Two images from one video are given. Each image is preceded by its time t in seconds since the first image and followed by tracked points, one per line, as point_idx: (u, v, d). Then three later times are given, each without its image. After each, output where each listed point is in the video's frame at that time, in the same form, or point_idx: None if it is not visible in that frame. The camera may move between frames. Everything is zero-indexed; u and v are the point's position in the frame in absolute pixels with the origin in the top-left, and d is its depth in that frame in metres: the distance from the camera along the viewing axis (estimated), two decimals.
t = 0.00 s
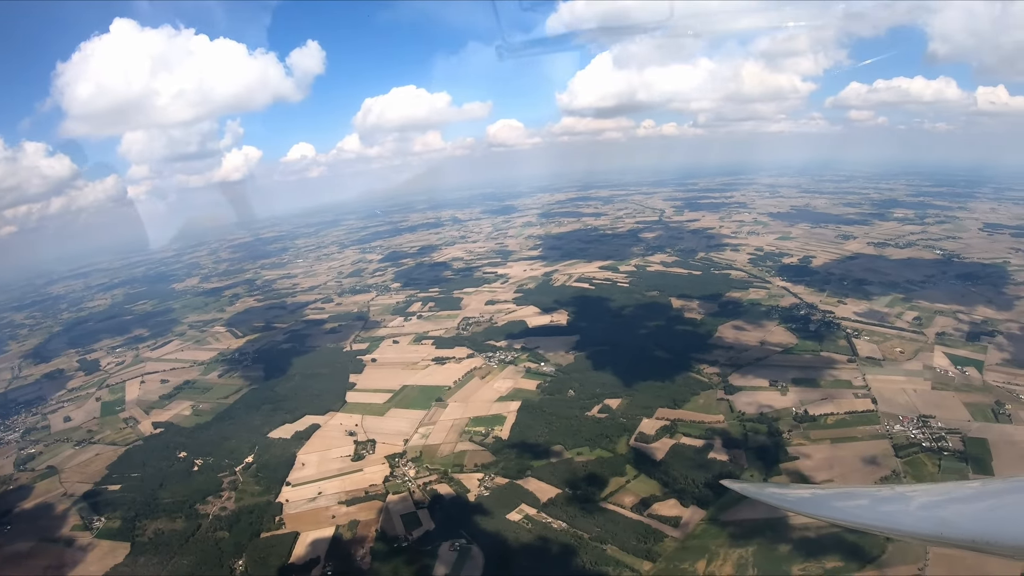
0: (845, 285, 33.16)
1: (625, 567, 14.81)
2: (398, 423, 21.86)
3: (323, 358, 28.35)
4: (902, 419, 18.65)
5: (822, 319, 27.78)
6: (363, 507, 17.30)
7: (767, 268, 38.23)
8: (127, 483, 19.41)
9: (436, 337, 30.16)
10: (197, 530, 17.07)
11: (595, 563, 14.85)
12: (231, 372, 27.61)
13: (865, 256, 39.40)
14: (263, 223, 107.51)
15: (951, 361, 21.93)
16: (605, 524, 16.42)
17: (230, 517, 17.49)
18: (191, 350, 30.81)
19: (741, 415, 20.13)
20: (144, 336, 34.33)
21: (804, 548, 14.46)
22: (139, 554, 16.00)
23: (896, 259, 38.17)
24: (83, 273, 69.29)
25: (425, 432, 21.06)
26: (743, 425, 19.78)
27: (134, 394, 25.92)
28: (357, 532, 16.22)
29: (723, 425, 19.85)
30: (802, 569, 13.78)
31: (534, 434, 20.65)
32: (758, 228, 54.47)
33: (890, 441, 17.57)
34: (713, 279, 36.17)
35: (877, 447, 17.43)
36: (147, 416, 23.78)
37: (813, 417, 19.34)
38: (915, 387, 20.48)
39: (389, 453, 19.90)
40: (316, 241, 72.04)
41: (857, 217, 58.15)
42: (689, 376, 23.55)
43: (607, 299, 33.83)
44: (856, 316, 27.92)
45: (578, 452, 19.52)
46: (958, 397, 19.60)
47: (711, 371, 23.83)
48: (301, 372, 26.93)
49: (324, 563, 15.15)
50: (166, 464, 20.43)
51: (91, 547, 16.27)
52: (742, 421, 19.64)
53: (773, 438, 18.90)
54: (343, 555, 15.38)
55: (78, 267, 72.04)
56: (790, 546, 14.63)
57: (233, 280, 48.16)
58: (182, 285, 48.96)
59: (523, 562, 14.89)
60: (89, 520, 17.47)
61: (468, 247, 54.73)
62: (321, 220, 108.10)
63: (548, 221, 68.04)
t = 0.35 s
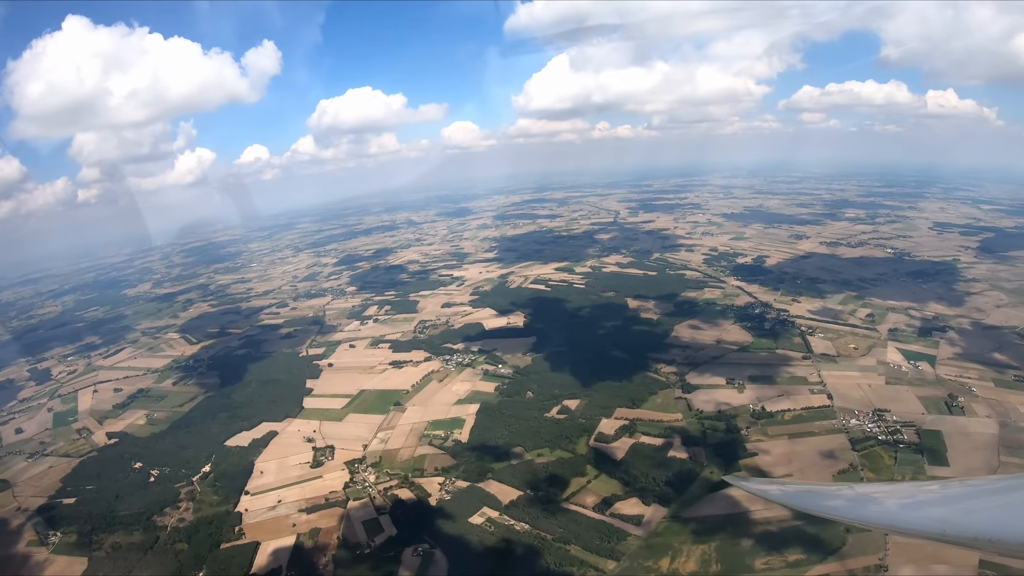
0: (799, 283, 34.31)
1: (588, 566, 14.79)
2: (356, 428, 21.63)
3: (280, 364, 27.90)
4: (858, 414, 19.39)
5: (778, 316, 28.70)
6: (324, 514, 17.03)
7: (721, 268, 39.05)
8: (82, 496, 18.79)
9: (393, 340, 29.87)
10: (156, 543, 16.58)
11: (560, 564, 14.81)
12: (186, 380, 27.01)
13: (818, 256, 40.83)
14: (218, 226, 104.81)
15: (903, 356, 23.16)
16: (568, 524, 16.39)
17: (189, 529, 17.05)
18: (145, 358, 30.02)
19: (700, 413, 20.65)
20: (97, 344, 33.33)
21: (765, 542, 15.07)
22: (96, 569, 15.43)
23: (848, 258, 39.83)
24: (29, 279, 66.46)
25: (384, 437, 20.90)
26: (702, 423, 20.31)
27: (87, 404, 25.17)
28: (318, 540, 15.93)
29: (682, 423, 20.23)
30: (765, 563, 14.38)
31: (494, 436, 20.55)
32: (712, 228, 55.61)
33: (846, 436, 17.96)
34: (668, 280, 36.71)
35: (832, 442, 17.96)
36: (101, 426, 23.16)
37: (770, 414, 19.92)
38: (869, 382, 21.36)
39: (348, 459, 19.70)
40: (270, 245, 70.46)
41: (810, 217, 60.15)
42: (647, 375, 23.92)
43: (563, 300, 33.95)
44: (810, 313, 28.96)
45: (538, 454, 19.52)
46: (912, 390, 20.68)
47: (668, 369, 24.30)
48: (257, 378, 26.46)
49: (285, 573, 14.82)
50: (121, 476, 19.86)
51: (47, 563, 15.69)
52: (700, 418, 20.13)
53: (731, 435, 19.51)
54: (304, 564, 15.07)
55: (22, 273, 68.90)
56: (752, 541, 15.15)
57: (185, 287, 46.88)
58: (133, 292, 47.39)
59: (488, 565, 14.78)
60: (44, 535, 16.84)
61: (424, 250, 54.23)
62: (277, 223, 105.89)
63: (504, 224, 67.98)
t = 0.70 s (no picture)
0: (749, 286, 35.71)
1: (547, 570, 14.80)
2: (310, 436, 21.43)
3: (231, 372, 27.40)
4: (810, 412, 20.06)
5: (728, 319, 29.87)
6: (280, 526, 16.73)
7: (672, 272, 40.02)
8: (31, 512, 18.12)
9: (345, 347, 29.51)
10: (108, 559, 16.00)
11: (519, 569, 14.79)
12: (135, 390, 26.36)
13: (766, 259, 42.56)
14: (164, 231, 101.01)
15: (854, 355, 24.51)
16: (526, 529, 16.41)
17: (142, 543, 16.54)
18: (93, 368, 29.10)
19: (653, 416, 21.33)
20: (42, 353, 32.11)
21: (721, 539, 15.72)
22: None
23: (795, 261, 41.79)
24: None
25: (338, 445, 20.74)
26: (655, 424, 20.90)
27: (32, 417, 24.26)
28: (274, 552, 15.61)
29: (637, 425, 20.94)
30: (723, 561, 14.91)
31: (449, 442, 20.55)
32: (662, 232, 56.79)
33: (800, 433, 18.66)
34: (619, 284, 37.30)
35: (787, 441, 18.29)
36: (48, 439, 22.41)
37: (723, 415, 20.64)
38: (820, 380, 22.47)
39: (302, 469, 19.49)
40: (218, 251, 68.33)
41: (758, 221, 62.43)
42: (602, 378, 24.48)
43: (514, 305, 34.05)
44: (761, 315, 30.24)
45: (494, 459, 19.61)
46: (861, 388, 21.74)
47: (622, 372, 24.98)
48: (208, 388, 25.96)
49: None
50: (70, 492, 19.20)
51: None
52: (655, 420, 20.89)
53: (685, 435, 20.08)
54: None
55: None
56: (709, 539, 15.73)
57: (132, 295, 45.36)
58: (79, 300, 45.63)
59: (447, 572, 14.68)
60: None
61: (374, 255, 53.32)
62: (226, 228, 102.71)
63: (455, 229, 67.64)
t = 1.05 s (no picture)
0: (696, 292, 36.87)
1: None
2: (260, 449, 21.07)
3: (178, 385, 26.69)
4: (760, 414, 20.92)
5: (677, 324, 30.74)
6: (232, 541, 16.25)
7: (621, 278, 40.72)
8: None
9: (294, 357, 29.03)
10: None
11: None
12: (80, 404, 25.46)
13: (712, 265, 43.91)
14: (101, 238, 96.28)
15: (801, 357, 25.86)
16: (482, 538, 16.34)
17: (90, 563, 15.72)
18: (33, 381, 27.80)
19: (605, 422, 21.74)
20: None
21: (678, 541, 15.93)
22: None
23: (742, 266, 43.51)
24: None
25: (289, 458, 20.49)
26: (607, 429, 21.25)
27: None
28: (227, 568, 15.14)
29: (588, 431, 21.29)
30: (679, 563, 15.07)
31: (401, 452, 20.51)
32: (610, 239, 57.60)
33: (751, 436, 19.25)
34: (570, 291, 37.70)
35: (738, 442, 19.70)
36: None
37: (674, 419, 21.39)
38: (767, 382, 23.43)
39: (253, 482, 19.11)
40: (160, 259, 65.63)
41: (705, 228, 64.26)
42: (553, 385, 24.80)
43: (464, 313, 34.04)
44: (709, 321, 31.25)
45: (447, 468, 19.63)
46: (810, 389, 22.80)
47: (572, 378, 25.36)
48: (154, 402, 25.26)
49: None
50: (12, 510, 18.22)
51: None
52: (607, 426, 21.34)
53: (637, 439, 20.41)
54: None
55: None
56: (666, 542, 15.88)
57: (75, 304, 43.54)
58: (16, 309, 43.36)
59: None
60: None
61: (323, 263, 52.06)
62: (167, 234, 98.57)
63: (403, 237, 66.80)
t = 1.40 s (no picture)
0: (651, 293, 37.46)
1: None
2: (217, 461, 20.60)
3: (129, 397, 25.88)
4: (717, 412, 21.64)
5: (632, 325, 31.20)
6: (191, 556, 15.77)
7: (576, 280, 41.08)
8: None
9: (249, 365, 28.48)
10: None
11: None
12: (29, 419, 24.12)
13: (666, 266, 44.67)
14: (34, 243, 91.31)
15: (756, 355, 26.52)
16: (445, 543, 16.22)
17: None
18: None
19: (564, 423, 21.84)
20: None
21: (641, 540, 16.05)
22: None
23: (695, 266, 44.44)
24: None
25: (246, 468, 20.07)
26: (567, 431, 21.37)
27: None
28: None
29: (546, 433, 21.37)
30: (643, 562, 15.18)
31: (360, 459, 20.33)
32: (564, 241, 58.01)
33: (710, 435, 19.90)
34: (526, 293, 37.86)
35: (697, 440, 20.22)
36: None
37: (633, 419, 21.72)
38: (723, 381, 24.06)
39: (211, 494, 18.66)
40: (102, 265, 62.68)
41: (659, 229, 65.37)
42: (510, 388, 24.82)
43: (420, 317, 33.86)
44: (663, 321, 31.82)
45: (407, 474, 19.54)
46: (766, 386, 23.38)
47: (530, 381, 25.48)
48: (105, 415, 24.46)
49: None
50: None
51: None
52: (565, 427, 21.51)
53: (596, 440, 20.61)
54: None
55: None
56: (629, 541, 16.00)
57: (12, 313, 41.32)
58: None
59: None
60: None
61: (276, 268, 50.87)
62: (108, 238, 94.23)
63: (358, 241, 65.77)
